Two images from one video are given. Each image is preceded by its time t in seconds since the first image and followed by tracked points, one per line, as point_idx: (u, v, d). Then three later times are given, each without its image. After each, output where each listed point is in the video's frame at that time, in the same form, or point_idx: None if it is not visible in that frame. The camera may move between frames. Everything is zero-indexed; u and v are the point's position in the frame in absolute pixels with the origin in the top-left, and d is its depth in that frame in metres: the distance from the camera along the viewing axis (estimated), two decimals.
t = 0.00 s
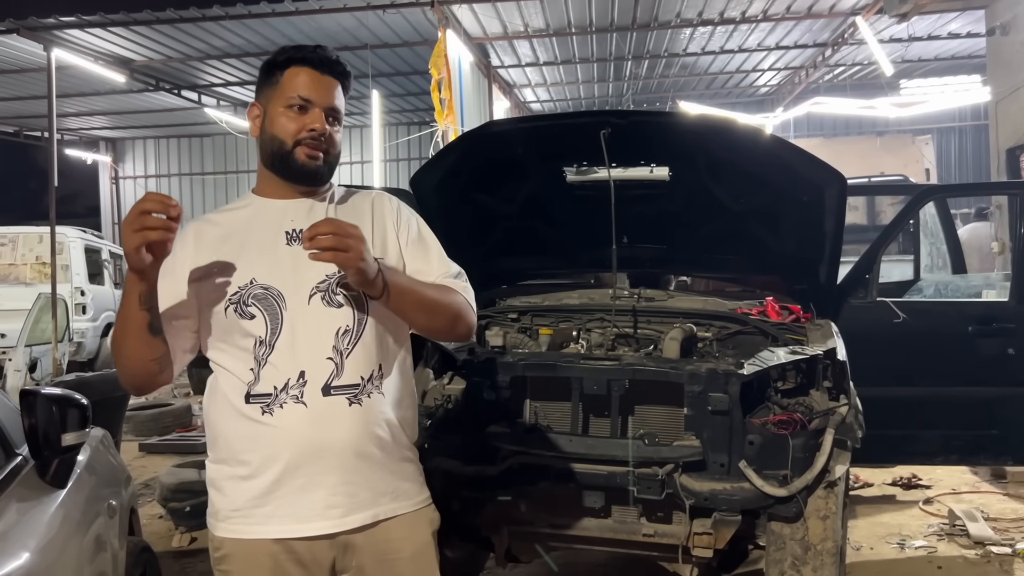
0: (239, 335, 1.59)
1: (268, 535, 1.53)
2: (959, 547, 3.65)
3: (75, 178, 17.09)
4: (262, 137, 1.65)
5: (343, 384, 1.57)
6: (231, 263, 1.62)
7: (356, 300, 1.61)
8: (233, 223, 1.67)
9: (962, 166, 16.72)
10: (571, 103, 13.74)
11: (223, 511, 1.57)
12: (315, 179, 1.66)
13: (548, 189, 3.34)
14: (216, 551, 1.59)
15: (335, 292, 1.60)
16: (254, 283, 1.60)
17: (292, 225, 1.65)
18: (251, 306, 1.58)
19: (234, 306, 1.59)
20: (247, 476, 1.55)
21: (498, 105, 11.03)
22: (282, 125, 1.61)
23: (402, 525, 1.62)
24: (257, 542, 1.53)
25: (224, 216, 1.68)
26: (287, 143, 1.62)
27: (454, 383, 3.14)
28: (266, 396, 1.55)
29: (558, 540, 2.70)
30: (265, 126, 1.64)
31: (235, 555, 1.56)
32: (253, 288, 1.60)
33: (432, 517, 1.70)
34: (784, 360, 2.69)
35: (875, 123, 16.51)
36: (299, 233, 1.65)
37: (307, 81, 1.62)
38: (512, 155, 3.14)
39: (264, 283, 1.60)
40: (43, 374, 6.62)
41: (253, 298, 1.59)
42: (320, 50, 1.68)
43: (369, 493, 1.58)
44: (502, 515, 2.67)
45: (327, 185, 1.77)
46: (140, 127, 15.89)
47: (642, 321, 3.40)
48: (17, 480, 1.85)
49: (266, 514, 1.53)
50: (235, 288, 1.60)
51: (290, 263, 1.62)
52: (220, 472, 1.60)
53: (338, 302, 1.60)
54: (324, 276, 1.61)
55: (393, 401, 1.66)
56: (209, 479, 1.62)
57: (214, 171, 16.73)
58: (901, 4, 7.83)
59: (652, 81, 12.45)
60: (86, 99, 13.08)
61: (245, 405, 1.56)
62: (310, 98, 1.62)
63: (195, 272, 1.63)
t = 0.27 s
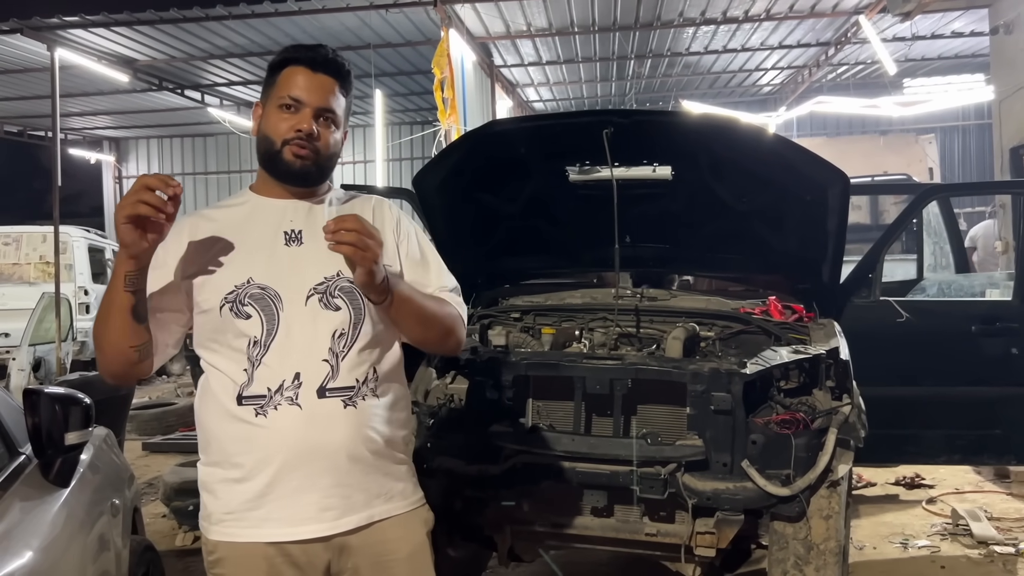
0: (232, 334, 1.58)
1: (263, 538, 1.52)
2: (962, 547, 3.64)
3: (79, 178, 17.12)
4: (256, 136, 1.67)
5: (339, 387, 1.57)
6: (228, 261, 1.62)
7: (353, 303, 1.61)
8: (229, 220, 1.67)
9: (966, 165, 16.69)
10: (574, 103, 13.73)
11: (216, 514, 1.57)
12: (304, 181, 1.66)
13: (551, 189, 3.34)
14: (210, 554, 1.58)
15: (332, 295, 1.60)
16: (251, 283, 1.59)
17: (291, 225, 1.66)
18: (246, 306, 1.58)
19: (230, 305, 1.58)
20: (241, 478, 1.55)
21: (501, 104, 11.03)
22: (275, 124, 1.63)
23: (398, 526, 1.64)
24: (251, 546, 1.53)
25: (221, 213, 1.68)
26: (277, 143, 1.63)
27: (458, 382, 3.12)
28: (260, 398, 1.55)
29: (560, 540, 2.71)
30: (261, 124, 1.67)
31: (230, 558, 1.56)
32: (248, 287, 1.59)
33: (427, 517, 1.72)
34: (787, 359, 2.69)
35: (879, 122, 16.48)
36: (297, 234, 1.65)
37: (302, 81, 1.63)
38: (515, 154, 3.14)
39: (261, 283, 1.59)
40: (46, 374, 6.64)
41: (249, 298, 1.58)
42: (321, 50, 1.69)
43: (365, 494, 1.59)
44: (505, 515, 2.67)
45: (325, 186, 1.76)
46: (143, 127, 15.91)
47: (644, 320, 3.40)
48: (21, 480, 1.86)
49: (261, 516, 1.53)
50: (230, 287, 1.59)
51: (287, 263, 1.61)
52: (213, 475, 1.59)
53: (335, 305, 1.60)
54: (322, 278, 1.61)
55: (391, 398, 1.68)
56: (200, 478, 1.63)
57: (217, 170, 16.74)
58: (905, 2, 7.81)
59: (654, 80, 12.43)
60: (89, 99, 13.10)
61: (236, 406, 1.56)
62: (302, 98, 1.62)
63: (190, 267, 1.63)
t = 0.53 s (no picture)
0: (221, 335, 1.58)
1: (253, 540, 1.53)
2: (965, 546, 3.63)
3: (83, 177, 17.15)
4: (250, 139, 1.68)
5: (326, 389, 1.57)
6: (215, 261, 1.60)
7: (340, 307, 1.59)
8: (220, 217, 1.65)
9: (970, 164, 16.66)
10: (577, 101, 13.71)
11: (206, 515, 1.57)
12: (296, 184, 1.65)
13: (553, 188, 3.34)
14: (202, 554, 1.59)
15: (320, 298, 1.58)
16: (240, 284, 1.58)
17: (282, 226, 1.63)
18: (235, 308, 1.57)
19: (218, 307, 1.58)
20: (230, 480, 1.55)
21: (504, 103, 11.02)
22: (266, 128, 1.64)
23: (390, 527, 1.63)
24: (241, 547, 1.54)
25: (214, 209, 1.67)
26: (268, 145, 1.63)
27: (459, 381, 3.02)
28: (247, 399, 1.55)
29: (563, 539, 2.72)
30: (255, 127, 1.67)
31: (221, 559, 1.56)
32: (236, 289, 1.58)
33: (418, 517, 1.71)
34: (790, 359, 2.68)
35: (883, 120, 16.45)
36: (287, 235, 1.62)
37: (294, 83, 1.63)
38: (517, 153, 3.13)
39: (249, 285, 1.58)
40: (49, 373, 6.66)
41: (237, 300, 1.57)
42: (314, 50, 1.68)
43: (354, 494, 1.59)
44: (506, 514, 2.70)
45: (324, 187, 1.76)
46: (147, 126, 15.94)
47: (647, 319, 3.39)
48: (23, 480, 1.86)
49: (250, 518, 1.53)
50: (219, 289, 1.58)
51: (276, 265, 1.59)
52: (203, 475, 1.60)
53: (322, 309, 1.58)
54: (311, 281, 1.59)
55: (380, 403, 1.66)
56: (190, 475, 1.64)
57: (220, 169, 16.78)
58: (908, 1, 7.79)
59: (657, 79, 12.42)
60: (93, 98, 13.13)
61: (226, 408, 1.57)
62: (293, 99, 1.63)
63: (180, 265, 1.61)
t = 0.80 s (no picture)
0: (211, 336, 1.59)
1: (249, 539, 1.54)
2: (968, 546, 3.63)
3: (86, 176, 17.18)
4: (239, 134, 1.66)
5: (315, 391, 1.57)
6: (206, 262, 1.60)
7: (326, 307, 1.58)
8: (210, 217, 1.65)
9: (973, 163, 16.66)
10: (580, 100, 13.71)
11: (204, 514, 1.59)
12: (292, 178, 1.63)
13: (554, 187, 3.34)
14: (201, 553, 1.60)
15: (306, 298, 1.57)
16: (228, 286, 1.58)
17: (269, 225, 1.62)
18: (223, 309, 1.58)
19: (208, 309, 1.58)
20: (227, 481, 1.57)
21: (506, 102, 11.02)
22: (256, 120, 1.61)
23: (386, 525, 1.63)
24: (235, 547, 1.55)
25: (207, 209, 1.68)
26: (259, 139, 1.61)
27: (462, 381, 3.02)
28: (238, 402, 1.56)
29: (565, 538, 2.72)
30: (245, 121, 1.65)
31: (218, 557, 1.57)
32: (223, 290, 1.58)
33: (416, 516, 1.70)
34: (793, 357, 2.68)
35: (886, 119, 16.44)
36: (274, 234, 1.61)
37: (282, 74, 1.61)
38: (520, 151, 3.13)
39: (237, 286, 1.58)
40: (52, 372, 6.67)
41: (225, 301, 1.58)
42: (299, 42, 1.66)
43: (349, 492, 1.59)
44: (509, 513, 2.70)
45: (317, 181, 1.74)
46: (150, 125, 15.96)
47: (650, 318, 3.40)
48: (27, 478, 1.87)
49: (245, 518, 1.54)
50: (206, 291, 1.58)
51: (262, 265, 1.58)
52: (201, 474, 1.61)
53: (308, 309, 1.57)
54: (296, 281, 1.57)
55: (375, 405, 1.64)
56: (189, 477, 1.65)
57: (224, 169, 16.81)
58: None
59: (660, 78, 12.41)
60: (96, 98, 13.15)
61: (218, 410, 1.58)
62: (283, 91, 1.60)
63: (171, 267, 1.62)
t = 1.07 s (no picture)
0: (214, 336, 1.59)
1: (255, 536, 1.54)
2: (976, 545, 3.62)
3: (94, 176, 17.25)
4: (234, 137, 1.67)
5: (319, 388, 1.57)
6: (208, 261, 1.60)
7: (331, 303, 1.58)
8: (210, 218, 1.65)
9: (981, 162, 16.61)
10: (585, 99, 13.70)
11: (210, 512, 1.59)
12: (289, 180, 1.65)
13: (560, 185, 3.33)
14: (206, 550, 1.60)
15: (311, 295, 1.58)
16: (231, 284, 1.58)
17: (271, 224, 1.63)
18: (226, 309, 1.57)
19: (211, 308, 1.57)
20: (231, 479, 1.57)
21: (513, 101, 11.03)
22: (251, 124, 1.62)
23: (387, 519, 1.64)
24: (244, 544, 1.55)
25: (206, 209, 1.68)
26: (256, 143, 1.63)
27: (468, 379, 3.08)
28: (243, 401, 1.56)
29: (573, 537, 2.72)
30: (240, 125, 1.66)
31: (223, 555, 1.57)
32: (225, 289, 1.57)
33: (418, 508, 1.72)
34: (800, 356, 2.68)
35: (893, 118, 16.40)
36: (277, 232, 1.62)
37: (278, 77, 1.63)
38: (526, 150, 3.13)
39: (240, 284, 1.57)
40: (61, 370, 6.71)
41: (228, 300, 1.57)
42: (294, 44, 1.67)
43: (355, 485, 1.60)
44: (517, 511, 2.72)
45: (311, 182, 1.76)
46: (156, 125, 16.01)
47: (656, 317, 3.40)
48: (37, 475, 1.88)
49: (250, 515, 1.55)
50: (208, 291, 1.57)
51: (266, 264, 1.59)
52: (205, 474, 1.61)
53: (314, 306, 1.57)
54: (301, 279, 1.58)
55: (374, 402, 1.66)
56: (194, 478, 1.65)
57: (230, 168, 16.86)
58: None
59: (666, 77, 12.40)
60: (104, 97, 13.20)
61: (223, 410, 1.58)
62: (279, 95, 1.62)
63: (173, 268, 1.62)
